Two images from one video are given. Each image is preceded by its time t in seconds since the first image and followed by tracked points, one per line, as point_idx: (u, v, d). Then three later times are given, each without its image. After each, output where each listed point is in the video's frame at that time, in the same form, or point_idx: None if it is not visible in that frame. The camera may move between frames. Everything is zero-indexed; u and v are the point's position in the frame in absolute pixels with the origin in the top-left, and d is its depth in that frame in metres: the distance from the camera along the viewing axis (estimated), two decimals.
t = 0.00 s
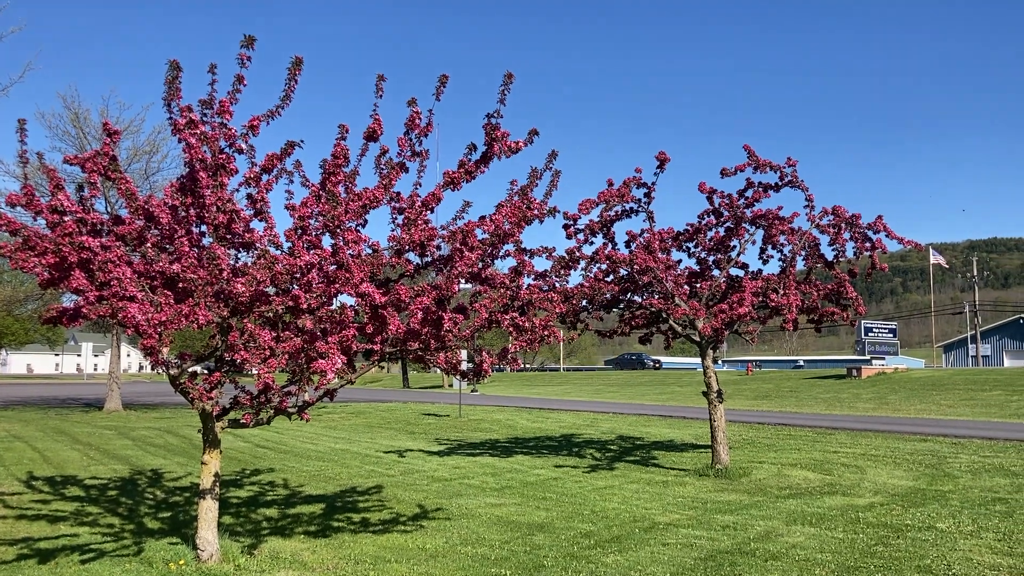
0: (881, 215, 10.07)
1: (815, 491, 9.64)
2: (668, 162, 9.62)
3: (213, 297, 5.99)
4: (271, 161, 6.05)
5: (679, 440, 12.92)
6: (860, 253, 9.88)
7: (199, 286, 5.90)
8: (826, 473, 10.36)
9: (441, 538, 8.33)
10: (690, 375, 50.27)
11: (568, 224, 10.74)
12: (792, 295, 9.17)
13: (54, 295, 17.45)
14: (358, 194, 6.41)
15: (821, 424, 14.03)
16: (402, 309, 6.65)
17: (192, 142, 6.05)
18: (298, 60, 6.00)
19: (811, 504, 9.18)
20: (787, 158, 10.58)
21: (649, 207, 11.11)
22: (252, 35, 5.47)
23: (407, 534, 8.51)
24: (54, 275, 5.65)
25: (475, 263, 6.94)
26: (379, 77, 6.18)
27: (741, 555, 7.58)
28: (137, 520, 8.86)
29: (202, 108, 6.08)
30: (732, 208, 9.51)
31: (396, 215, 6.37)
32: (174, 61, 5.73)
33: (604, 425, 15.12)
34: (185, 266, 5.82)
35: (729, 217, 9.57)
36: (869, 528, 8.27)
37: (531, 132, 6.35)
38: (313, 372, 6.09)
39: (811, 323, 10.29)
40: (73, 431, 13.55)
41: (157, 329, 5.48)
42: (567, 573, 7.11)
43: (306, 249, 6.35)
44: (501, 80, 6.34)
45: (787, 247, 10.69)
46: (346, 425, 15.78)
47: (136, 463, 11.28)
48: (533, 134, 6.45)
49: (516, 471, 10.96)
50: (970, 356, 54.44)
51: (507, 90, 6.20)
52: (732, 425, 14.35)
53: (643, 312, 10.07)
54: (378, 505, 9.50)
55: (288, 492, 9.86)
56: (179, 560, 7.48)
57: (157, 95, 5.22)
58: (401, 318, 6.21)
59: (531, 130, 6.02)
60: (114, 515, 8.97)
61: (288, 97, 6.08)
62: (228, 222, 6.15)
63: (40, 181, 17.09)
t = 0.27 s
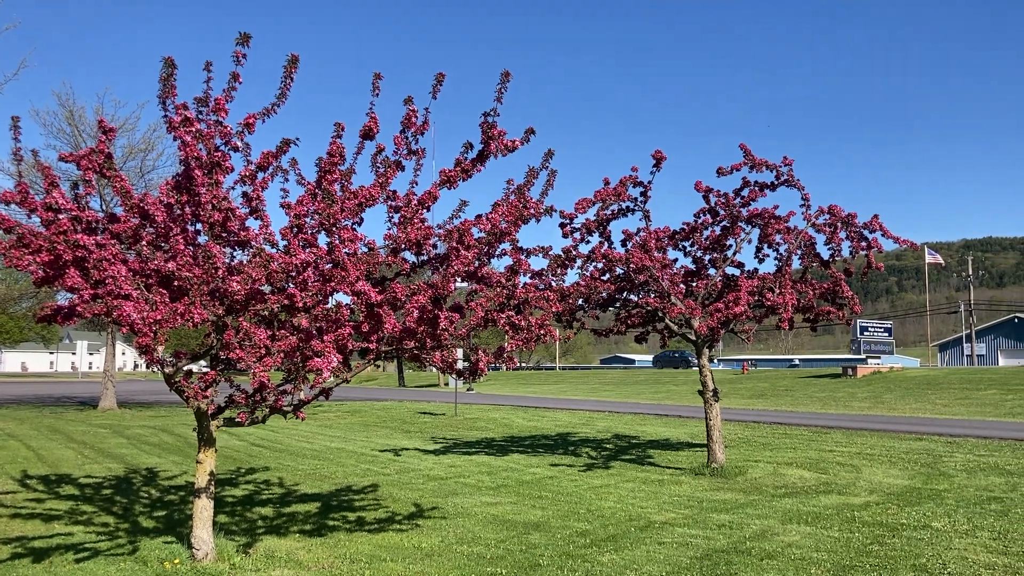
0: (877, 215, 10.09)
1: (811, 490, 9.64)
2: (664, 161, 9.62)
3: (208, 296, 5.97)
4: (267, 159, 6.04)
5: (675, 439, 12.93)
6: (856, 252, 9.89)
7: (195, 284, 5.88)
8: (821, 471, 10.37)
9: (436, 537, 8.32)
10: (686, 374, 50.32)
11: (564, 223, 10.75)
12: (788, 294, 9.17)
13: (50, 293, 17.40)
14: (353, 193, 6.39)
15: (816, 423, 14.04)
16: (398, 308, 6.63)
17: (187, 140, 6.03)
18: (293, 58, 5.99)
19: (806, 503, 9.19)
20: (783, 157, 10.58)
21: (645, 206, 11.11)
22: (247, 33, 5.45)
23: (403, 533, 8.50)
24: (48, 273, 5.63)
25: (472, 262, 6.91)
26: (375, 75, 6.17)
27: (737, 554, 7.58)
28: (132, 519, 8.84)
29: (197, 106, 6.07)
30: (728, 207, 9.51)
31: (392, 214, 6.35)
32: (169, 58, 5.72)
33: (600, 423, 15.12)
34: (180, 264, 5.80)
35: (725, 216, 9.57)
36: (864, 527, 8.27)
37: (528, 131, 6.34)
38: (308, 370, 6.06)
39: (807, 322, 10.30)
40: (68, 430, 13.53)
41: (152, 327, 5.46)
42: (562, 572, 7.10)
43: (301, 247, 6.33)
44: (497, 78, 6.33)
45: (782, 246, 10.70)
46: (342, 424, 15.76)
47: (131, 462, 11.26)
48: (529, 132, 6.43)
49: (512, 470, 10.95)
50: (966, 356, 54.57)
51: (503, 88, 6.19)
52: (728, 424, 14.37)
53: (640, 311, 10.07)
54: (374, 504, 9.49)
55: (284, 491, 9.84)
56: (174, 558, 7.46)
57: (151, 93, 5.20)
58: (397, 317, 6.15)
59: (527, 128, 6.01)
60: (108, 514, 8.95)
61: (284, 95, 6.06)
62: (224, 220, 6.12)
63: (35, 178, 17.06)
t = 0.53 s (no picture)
0: (873, 213, 10.11)
1: (807, 487, 9.66)
2: (661, 159, 9.63)
3: (205, 293, 5.95)
4: (264, 156, 6.03)
5: (671, 436, 12.94)
6: (852, 250, 9.91)
7: (191, 282, 5.87)
8: (818, 469, 10.39)
9: (433, 535, 8.31)
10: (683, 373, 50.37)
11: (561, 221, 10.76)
12: (785, 292, 9.18)
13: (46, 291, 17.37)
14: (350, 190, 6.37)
15: (813, 421, 14.07)
16: (395, 306, 6.62)
17: (183, 137, 6.01)
18: (290, 56, 5.98)
19: (803, 500, 9.20)
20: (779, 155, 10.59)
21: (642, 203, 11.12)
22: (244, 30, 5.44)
23: (400, 531, 8.49)
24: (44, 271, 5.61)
25: (469, 260, 6.91)
26: (372, 73, 6.16)
27: (734, 551, 7.58)
28: (128, 517, 8.82)
29: (194, 103, 6.05)
30: (724, 205, 9.52)
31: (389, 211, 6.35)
32: (166, 55, 5.71)
33: (597, 421, 15.13)
34: (176, 261, 5.79)
35: (722, 214, 9.58)
36: (861, 525, 8.28)
37: (525, 128, 6.34)
38: (304, 368, 6.05)
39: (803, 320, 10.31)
40: (64, 428, 13.49)
41: (148, 325, 5.45)
42: (559, 569, 7.11)
43: (298, 245, 6.31)
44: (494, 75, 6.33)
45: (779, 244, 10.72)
46: (338, 422, 15.75)
47: (127, 460, 11.23)
48: (526, 130, 6.44)
49: (509, 468, 10.95)
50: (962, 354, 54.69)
51: (501, 85, 6.19)
52: (724, 422, 14.38)
53: (636, 309, 10.08)
54: (371, 502, 9.49)
55: (280, 489, 9.83)
56: (170, 556, 7.44)
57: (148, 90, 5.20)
58: (394, 315, 6.14)
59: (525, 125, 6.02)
60: (104, 512, 8.93)
61: (281, 92, 6.05)
62: (220, 218, 6.11)
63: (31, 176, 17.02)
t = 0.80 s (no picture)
0: (874, 209, 10.09)
1: (808, 485, 9.65)
2: (662, 156, 9.61)
3: (205, 292, 5.92)
4: (263, 154, 6.02)
5: (672, 434, 12.93)
6: (853, 247, 9.89)
7: (191, 280, 5.85)
8: (819, 466, 10.38)
9: (434, 533, 8.30)
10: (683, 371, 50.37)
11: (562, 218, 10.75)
12: (785, 289, 9.16)
13: (46, 289, 17.38)
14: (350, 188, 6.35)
15: (813, 418, 14.06)
16: (395, 304, 6.60)
17: (183, 134, 5.98)
18: (290, 53, 5.96)
19: (804, 498, 9.19)
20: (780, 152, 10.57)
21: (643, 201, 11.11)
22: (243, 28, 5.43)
23: (401, 529, 8.49)
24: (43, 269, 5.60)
25: (469, 258, 6.89)
26: (371, 70, 6.15)
27: (735, 549, 7.57)
28: (129, 515, 8.81)
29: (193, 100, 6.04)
30: (725, 202, 9.50)
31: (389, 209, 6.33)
32: (165, 53, 5.70)
33: (597, 419, 15.12)
34: (176, 259, 5.77)
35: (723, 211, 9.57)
36: (862, 522, 8.27)
37: (525, 125, 6.31)
38: (305, 366, 6.03)
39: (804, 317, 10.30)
40: (64, 426, 13.49)
41: (147, 323, 5.44)
42: (560, 567, 7.10)
43: (298, 242, 6.29)
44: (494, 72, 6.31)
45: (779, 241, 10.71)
46: (339, 420, 15.75)
47: (127, 458, 11.23)
48: (527, 127, 6.42)
49: (510, 466, 10.95)
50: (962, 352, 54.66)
51: (501, 82, 6.17)
52: (725, 419, 14.38)
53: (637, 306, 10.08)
54: (371, 500, 9.48)
55: (281, 487, 9.83)
56: (171, 555, 7.42)
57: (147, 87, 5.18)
58: (394, 313, 6.12)
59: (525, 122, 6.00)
60: (105, 511, 8.92)
61: (280, 90, 6.04)
62: (220, 216, 6.11)
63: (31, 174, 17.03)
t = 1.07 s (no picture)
0: (883, 205, 10.05)
1: (817, 482, 9.63)
2: (669, 153, 9.60)
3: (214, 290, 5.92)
4: (272, 152, 6.04)
5: (680, 431, 12.92)
6: (862, 243, 9.85)
7: (200, 278, 5.85)
8: (828, 463, 10.35)
9: (443, 530, 8.31)
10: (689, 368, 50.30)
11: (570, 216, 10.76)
12: (793, 286, 9.14)
13: (56, 287, 17.47)
14: (359, 186, 6.35)
15: (822, 415, 14.02)
16: (404, 301, 6.59)
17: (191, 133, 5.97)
18: (297, 51, 5.96)
19: (813, 495, 9.18)
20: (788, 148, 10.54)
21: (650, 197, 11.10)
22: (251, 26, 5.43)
23: (410, 526, 8.50)
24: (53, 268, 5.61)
25: (477, 255, 6.88)
26: (380, 67, 6.15)
27: (744, 546, 7.56)
28: (139, 512, 8.85)
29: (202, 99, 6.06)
30: (733, 199, 9.48)
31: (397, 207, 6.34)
32: (174, 52, 5.72)
33: (605, 416, 15.11)
34: (185, 258, 5.78)
35: (731, 208, 9.54)
36: (872, 519, 8.25)
37: (533, 122, 6.31)
38: (314, 363, 6.03)
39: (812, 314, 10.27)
40: (74, 424, 13.56)
41: (157, 321, 5.46)
42: (570, 564, 7.10)
43: (306, 240, 6.29)
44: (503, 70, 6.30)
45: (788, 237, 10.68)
46: (347, 417, 15.78)
47: (137, 456, 11.28)
48: (535, 124, 6.41)
49: (518, 463, 10.95)
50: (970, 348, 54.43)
51: (510, 79, 6.16)
52: (733, 416, 14.35)
53: (645, 303, 10.08)
54: (380, 497, 9.50)
55: (290, 485, 9.86)
56: (181, 552, 7.44)
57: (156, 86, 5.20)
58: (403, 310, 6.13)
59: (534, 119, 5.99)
60: (115, 508, 8.96)
61: (288, 88, 6.04)
62: (229, 214, 6.14)
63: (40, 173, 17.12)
